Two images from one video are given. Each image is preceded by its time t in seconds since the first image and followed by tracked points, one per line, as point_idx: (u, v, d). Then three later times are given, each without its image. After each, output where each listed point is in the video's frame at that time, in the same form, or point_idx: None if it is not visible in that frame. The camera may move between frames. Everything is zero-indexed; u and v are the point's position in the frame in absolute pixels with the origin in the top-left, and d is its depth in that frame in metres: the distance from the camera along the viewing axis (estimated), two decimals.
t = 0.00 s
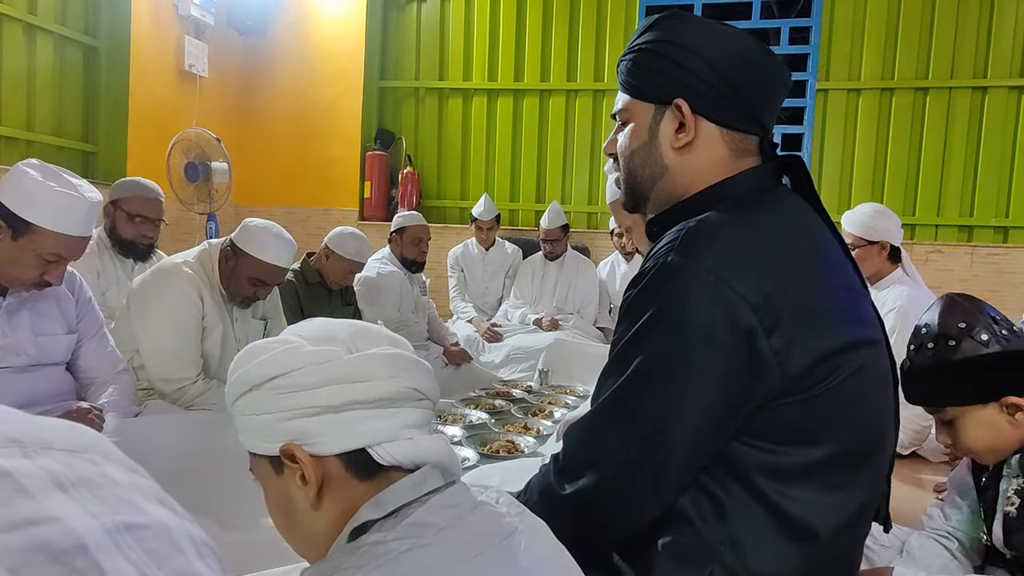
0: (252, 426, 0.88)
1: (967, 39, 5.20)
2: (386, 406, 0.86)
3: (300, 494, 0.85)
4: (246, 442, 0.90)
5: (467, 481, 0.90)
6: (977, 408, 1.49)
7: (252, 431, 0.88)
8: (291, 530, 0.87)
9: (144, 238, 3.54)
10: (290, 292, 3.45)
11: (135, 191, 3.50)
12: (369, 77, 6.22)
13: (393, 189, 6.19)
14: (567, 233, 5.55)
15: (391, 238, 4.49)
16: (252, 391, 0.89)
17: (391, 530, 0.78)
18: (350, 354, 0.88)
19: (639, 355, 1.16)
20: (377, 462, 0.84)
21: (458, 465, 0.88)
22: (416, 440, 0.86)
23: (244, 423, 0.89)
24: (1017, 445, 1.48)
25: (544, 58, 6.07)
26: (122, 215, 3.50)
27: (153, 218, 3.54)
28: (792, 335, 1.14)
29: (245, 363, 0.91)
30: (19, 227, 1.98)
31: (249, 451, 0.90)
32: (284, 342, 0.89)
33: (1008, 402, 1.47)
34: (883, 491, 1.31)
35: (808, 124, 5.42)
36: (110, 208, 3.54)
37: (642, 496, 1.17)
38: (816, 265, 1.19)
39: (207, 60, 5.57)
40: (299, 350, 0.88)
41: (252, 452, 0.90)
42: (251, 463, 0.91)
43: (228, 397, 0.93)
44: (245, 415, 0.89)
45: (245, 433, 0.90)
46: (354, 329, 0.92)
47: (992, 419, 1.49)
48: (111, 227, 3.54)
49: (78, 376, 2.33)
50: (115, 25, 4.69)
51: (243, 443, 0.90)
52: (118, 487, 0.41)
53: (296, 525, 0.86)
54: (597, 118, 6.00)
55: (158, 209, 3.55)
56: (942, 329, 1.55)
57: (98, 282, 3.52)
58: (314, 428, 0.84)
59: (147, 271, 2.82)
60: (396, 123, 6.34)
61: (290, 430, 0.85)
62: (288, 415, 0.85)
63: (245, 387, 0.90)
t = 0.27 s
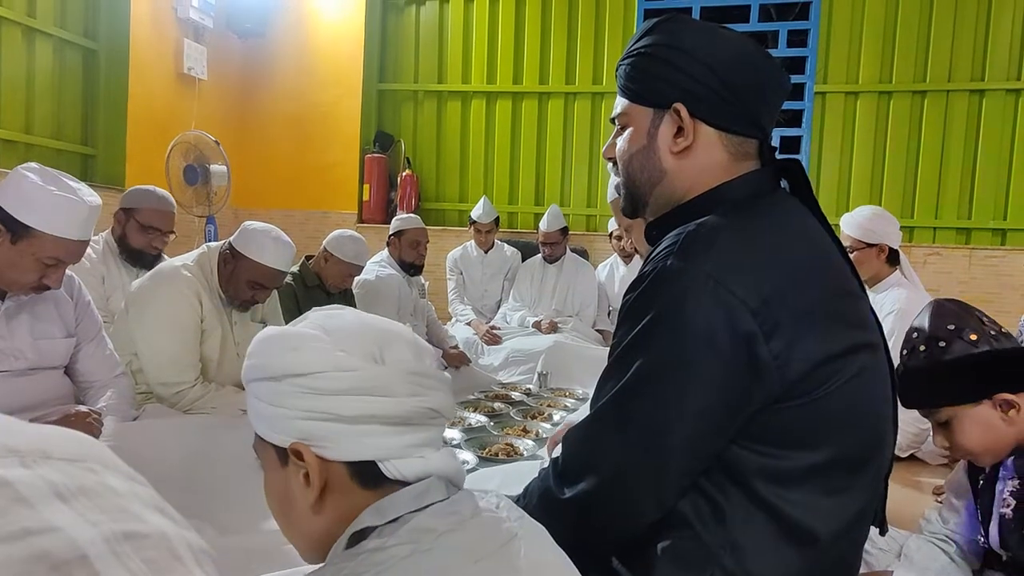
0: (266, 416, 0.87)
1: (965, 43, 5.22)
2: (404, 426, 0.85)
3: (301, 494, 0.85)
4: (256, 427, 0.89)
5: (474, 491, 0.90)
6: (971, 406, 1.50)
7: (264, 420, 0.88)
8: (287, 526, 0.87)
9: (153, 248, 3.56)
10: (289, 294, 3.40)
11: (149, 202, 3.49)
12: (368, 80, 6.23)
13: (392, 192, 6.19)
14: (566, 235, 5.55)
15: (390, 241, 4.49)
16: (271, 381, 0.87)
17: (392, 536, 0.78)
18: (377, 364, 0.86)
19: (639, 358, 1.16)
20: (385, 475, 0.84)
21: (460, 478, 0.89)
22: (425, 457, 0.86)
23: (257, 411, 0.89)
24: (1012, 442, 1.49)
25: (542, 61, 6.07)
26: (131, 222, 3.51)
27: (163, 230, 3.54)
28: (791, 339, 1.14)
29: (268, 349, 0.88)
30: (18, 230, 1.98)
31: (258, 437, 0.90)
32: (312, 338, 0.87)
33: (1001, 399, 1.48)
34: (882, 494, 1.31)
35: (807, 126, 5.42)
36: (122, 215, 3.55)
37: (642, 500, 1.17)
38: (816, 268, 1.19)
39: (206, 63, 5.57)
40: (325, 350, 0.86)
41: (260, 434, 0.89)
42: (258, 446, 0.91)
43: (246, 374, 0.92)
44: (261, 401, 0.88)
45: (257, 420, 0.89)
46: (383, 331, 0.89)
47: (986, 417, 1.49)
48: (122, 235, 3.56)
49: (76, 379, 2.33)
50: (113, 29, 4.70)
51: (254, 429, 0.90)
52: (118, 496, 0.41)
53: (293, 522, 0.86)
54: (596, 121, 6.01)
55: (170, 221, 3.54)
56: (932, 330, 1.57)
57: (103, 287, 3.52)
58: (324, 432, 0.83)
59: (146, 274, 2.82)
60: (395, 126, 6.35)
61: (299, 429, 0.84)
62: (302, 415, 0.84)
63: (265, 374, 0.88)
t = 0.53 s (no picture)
0: (274, 412, 0.87)
1: (964, 44, 5.22)
2: (413, 431, 0.86)
3: (306, 492, 0.85)
4: (263, 421, 0.89)
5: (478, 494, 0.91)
6: (963, 400, 1.51)
7: (271, 416, 0.88)
8: (290, 521, 0.88)
9: (155, 252, 3.56)
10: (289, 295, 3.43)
11: (154, 206, 3.49)
12: (369, 82, 6.24)
13: (393, 194, 6.19)
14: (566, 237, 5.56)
15: (390, 243, 4.49)
16: (282, 377, 0.87)
17: (393, 539, 0.79)
18: (389, 366, 0.86)
19: (638, 360, 1.17)
20: (391, 478, 0.84)
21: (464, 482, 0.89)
22: (431, 462, 0.86)
23: (265, 406, 0.89)
24: (1006, 435, 1.49)
25: (542, 63, 6.08)
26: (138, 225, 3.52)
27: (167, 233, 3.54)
28: (790, 340, 1.15)
29: (280, 344, 0.88)
30: (20, 233, 1.99)
31: (264, 431, 0.90)
32: (325, 337, 0.87)
33: (991, 392, 1.49)
34: (881, 494, 1.31)
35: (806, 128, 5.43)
36: (125, 218, 3.56)
37: (642, 501, 1.17)
38: (814, 269, 1.19)
39: (207, 66, 5.58)
40: (338, 350, 0.85)
41: (266, 428, 0.90)
42: (264, 439, 0.91)
43: (255, 366, 0.92)
44: (270, 397, 0.88)
45: (264, 415, 0.89)
46: (396, 332, 0.89)
47: (978, 412, 1.50)
48: (124, 237, 3.56)
49: (77, 382, 2.34)
50: (114, 32, 4.71)
51: (260, 422, 0.90)
52: (121, 496, 0.42)
53: (296, 519, 0.87)
54: (596, 123, 6.01)
55: (173, 226, 3.54)
56: (925, 330, 1.59)
57: (105, 289, 3.53)
58: (334, 432, 0.84)
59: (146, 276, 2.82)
60: (395, 128, 6.35)
61: (308, 428, 0.85)
62: (311, 414, 0.84)
63: (276, 369, 0.88)
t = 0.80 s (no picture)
0: (285, 412, 0.88)
1: (965, 45, 5.22)
2: (423, 435, 0.86)
3: (314, 493, 0.86)
4: (273, 420, 0.90)
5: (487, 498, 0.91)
6: (954, 399, 1.52)
7: (282, 415, 0.88)
8: (297, 519, 0.88)
9: (151, 252, 3.56)
10: (290, 297, 3.42)
11: (151, 206, 3.50)
12: (370, 84, 6.25)
13: (394, 196, 6.20)
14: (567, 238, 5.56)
15: (391, 245, 4.50)
16: (294, 377, 0.88)
17: (400, 547, 0.80)
18: (402, 370, 0.86)
19: (637, 363, 1.17)
20: (401, 483, 0.85)
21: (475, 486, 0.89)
22: (441, 468, 0.87)
23: (277, 405, 0.89)
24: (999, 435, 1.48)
25: (543, 65, 6.09)
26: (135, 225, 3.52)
27: (164, 234, 3.55)
28: (789, 343, 1.15)
29: (292, 343, 0.88)
30: (22, 236, 1.99)
31: (273, 428, 0.91)
32: (338, 338, 0.86)
33: (981, 390, 1.49)
34: (881, 495, 1.31)
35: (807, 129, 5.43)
36: (123, 218, 3.57)
37: (642, 503, 1.17)
38: (814, 271, 1.20)
39: (208, 68, 5.59)
40: (350, 353, 0.85)
41: (275, 425, 0.90)
42: (273, 437, 0.91)
43: (267, 362, 0.92)
44: (282, 395, 0.89)
45: (275, 413, 0.90)
46: (410, 333, 0.88)
47: (969, 410, 1.50)
48: (122, 238, 3.57)
49: (79, 384, 2.34)
50: (116, 35, 4.72)
51: (270, 420, 0.91)
52: (120, 500, 0.42)
53: (304, 518, 0.87)
54: (596, 126, 6.02)
55: (169, 226, 3.55)
56: (922, 332, 1.64)
57: (104, 291, 3.53)
58: (343, 435, 0.84)
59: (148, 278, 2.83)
60: (396, 130, 6.36)
61: (316, 430, 0.85)
62: (321, 417, 0.85)
63: (288, 369, 0.88)
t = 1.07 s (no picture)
0: (294, 413, 0.88)
1: (968, 45, 5.21)
2: (434, 436, 0.86)
3: (325, 495, 0.86)
4: (281, 420, 0.90)
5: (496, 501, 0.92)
6: (953, 399, 1.52)
7: (291, 415, 0.88)
8: (305, 520, 0.89)
9: (150, 251, 3.57)
10: (293, 298, 3.43)
11: (149, 206, 3.52)
12: (372, 86, 6.25)
13: (396, 197, 6.20)
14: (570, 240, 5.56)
15: (393, 247, 4.50)
16: (304, 377, 0.88)
17: (412, 552, 0.80)
18: (415, 370, 0.86)
19: (639, 364, 1.17)
20: (414, 483, 0.86)
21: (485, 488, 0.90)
22: (455, 469, 0.87)
23: (286, 405, 0.89)
24: (1000, 433, 1.49)
25: (545, 66, 6.09)
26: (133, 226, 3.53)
27: (162, 234, 3.56)
28: (790, 344, 1.15)
29: (302, 343, 0.88)
30: (26, 238, 2.00)
31: (282, 429, 0.91)
32: (349, 337, 0.86)
33: (980, 389, 1.49)
34: (883, 496, 1.31)
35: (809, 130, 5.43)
36: (120, 218, 3.57)
37: (642, 504, 1.17)
38: (815, 273, 1.20)
39: (211, 71, 5.60)
40: (362, 353, 0.85)
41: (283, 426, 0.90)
42: (282, 439, 0.91)
43: (275, 362, 0.92)
44: (291, 396, 0.89)
45: (283, 413, 0.90)
46: (421, 333, 0.89)
47: (969, 410, 1.50)
48: (119, 239, 3.58)
49: (83, 386, 2.34)
50: (119, 37, 4.73)
51: (279, 421, 0.91)
52: (124, 500, 0.42)
53: (314, 519, 0.88)
54: (598, 127, 6.02)
55: (168, 225, 3.57)
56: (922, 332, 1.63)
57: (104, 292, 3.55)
58: (355, 437, 0.84)
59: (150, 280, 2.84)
60: (399, 132, 6.36)
61: (328, 431, 0.85)
62: (332, 417, 0.85)
63: (297, 369, 0.88)
